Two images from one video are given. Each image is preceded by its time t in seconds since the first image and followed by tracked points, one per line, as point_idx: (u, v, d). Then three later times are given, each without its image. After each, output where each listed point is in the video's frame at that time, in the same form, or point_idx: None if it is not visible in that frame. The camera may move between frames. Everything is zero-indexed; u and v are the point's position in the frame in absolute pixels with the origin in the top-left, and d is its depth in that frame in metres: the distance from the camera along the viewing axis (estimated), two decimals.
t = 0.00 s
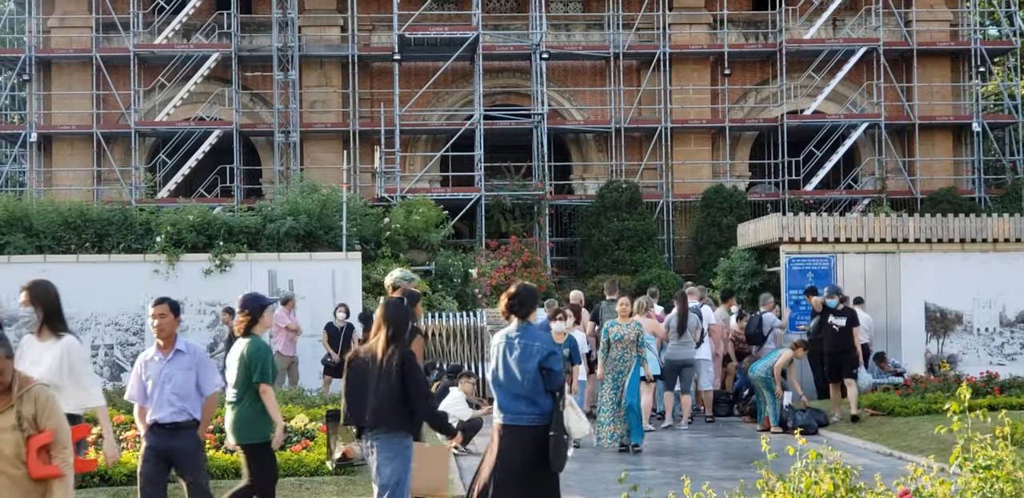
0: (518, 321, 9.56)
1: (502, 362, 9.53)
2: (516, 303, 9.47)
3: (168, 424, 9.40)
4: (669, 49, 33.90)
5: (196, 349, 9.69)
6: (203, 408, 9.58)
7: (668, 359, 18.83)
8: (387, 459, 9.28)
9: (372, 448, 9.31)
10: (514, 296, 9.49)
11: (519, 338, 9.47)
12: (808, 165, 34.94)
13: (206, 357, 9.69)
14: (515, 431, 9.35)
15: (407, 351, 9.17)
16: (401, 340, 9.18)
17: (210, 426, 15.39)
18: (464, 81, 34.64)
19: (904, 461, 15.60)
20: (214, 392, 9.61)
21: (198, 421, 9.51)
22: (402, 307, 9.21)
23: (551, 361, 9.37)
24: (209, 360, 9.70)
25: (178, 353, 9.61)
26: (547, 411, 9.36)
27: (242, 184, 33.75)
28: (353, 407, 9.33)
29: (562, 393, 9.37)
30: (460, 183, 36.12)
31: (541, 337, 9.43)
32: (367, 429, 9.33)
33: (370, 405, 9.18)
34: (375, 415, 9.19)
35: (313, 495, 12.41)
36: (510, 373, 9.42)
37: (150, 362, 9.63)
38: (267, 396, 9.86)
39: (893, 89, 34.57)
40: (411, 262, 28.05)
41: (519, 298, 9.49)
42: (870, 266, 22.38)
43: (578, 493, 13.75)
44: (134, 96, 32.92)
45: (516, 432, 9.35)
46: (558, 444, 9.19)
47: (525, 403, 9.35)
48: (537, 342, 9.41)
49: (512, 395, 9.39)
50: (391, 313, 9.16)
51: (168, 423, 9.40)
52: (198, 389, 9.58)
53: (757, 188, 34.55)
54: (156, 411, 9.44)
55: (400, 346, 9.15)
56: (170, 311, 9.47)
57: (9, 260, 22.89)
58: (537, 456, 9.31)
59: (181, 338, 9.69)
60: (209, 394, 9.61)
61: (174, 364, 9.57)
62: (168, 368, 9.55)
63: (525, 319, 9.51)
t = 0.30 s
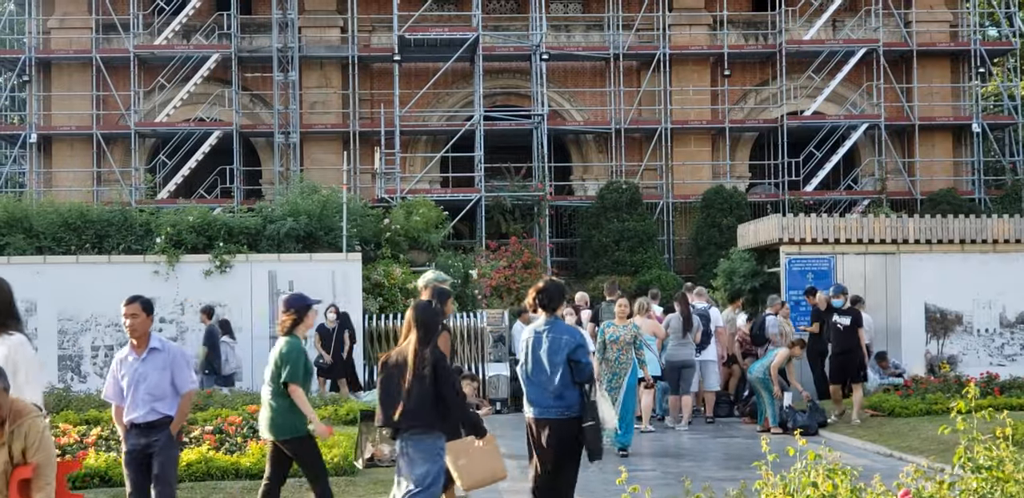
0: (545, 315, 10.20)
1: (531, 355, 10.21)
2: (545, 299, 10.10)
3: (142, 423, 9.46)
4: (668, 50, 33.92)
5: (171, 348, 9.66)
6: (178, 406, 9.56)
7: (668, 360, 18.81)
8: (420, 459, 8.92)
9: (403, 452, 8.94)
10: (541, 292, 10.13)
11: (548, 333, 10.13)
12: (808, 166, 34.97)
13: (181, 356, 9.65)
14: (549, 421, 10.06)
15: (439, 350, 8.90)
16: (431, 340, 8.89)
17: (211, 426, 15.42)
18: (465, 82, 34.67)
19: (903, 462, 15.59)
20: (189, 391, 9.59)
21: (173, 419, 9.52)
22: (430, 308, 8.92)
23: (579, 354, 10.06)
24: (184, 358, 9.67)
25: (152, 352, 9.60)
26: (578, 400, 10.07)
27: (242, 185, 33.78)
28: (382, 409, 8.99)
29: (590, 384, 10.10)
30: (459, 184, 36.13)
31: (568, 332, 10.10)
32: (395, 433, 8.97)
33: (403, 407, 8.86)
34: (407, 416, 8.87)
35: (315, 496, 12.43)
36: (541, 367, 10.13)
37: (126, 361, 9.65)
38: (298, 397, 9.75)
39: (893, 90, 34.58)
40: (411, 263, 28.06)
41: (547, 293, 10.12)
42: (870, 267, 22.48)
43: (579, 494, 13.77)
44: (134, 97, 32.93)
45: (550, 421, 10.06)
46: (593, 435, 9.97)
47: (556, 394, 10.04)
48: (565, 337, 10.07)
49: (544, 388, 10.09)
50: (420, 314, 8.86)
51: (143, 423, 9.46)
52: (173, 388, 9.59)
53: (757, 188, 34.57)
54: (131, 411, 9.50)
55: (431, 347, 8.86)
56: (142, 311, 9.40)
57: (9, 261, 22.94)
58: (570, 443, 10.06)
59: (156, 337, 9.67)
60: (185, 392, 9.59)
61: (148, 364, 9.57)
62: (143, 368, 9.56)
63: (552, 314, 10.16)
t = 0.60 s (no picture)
0: (573, 320, 10.33)
1: (559, 359, 10.35)
2: (569, 305, 10.23)
3: (116, 430, 9.58)
4: (669, 51, 33.91)
5: (145, 354, 9.65)
6: (151, 413, 9.60)
7: (668, 359, 18.81)
8: (446, 453, 9.01)
9: (432, 448, 9.04)
10: (566, 299, 10.25)
11: (574, 338, 10.25)
12: (809, 166, 34.95)
13: (154, 363, 9.64)
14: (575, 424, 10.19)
15: (468, 351, 8.98)
16: (462, 339, 8.98)
17: (211, 426, 15.44)
18: (465, 82, 34.68)
19: (903, 462, 15.57)
20: (160, 399, 9.58)
21: (144, 426, 9.58)
22: (461, 307, 9.03)
23: (604, 358, 10.13)
24: (158, 364, 9.65)
25: (125, 359, 9.62)
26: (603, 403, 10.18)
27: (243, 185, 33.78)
28: (414, 406, 9.08)
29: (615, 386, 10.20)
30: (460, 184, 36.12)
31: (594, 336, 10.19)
32: (425, 429, 9.09)
33: (431, 402, 9.00)
34: (437, 413, 8.98)
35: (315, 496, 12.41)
36: (566, 371, 10.28)
37: (105, 366, 9.72)
38: (345, 400, 9.93)
39: (894, 90, 34.57)
40: (412, 263, 28.05)
41: (573, 301, 10.23)
42: (871, 267, 22.52)
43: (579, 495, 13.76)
44: (135, 97, 32.94)
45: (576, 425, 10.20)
46: (618, 437, 10.18)
47: (581, 399, 10.15)
48: (590, 342, 10.17)
49: (571, 391, 10.21)
50: (451, 313, 8.98)
51: (116, 429, 9.57)
52: (147, 394, 9.61)
53: (758, 189, 34.55)
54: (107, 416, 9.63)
55: (462, 346, 8.96)
56: (114, 319, 9.43)
57: (10, 261, 22.98)
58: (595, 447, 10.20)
59: (132, 342, 9.68)
60: (157, 400, 9.60)
61: (122, 371, 9.60)
62: (117, 375, 9.60)
63: (579, 320, 10.29)
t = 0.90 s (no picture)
0: (599, 316, 10.20)
1: (583, 353, 10.19)
2: (596, 297, 10.15)
3: (79, 431, 9.18)
4: (668, 51, 33.91)
5: (118, 358, 9.27)
6: (117, 419, 9.19)
7: (666, 360, 18.78)
8: (480, 455, 9.03)
9: (466, 447, 9.05)
10: (594, 292, 10.18)
11: (599, 331, 10.12)
12: (807, 166, 34.97)
13: (125, 367, 9.25)
14: (595, 419, 10.02)
15: (500, 353, 9.05)
16: (493, 341, 9.05)
17: (209, 426, 15.44)
18: (464, 83, 34.69)
19: (903, 463, 15.57)
20: (128, 404, 9.16)
21: (108, 431, 9.17)
22: (493, 308, 9.07)
23: (626, 352, 9.98)
24: (131, 369, 9.26)
25: (98, 360, 9.25)
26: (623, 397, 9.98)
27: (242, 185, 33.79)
28: (445, 407, 9.11)
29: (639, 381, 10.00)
30: (459, 185, 36.13)
31: (620, 330, 10.05)
32: (457, 429, 9.10)
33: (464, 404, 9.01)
34: (471, 414, 9.00)
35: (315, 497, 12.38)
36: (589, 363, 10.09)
37: (77, 366, 9.35)
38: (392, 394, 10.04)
39: (892, 91, 34.59)
40: (411, 263, 28.04)
41: (600, 294, 10.15)
42: (869, 268, 22.45)
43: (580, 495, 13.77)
44: (134, 98, 32.92)
45: (595, 418, 10.02)
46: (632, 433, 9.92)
47: (602, 390, 10.00)
48: (614, 334, 10.03)
49: (593, 385, 10.06)
50: (483, 314, 9.03)
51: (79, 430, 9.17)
52: (115, 400, 9.22)
53: (757, 189, 34.55)
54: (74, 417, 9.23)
55: (493, 348, 9.03)
56: (90, 315, 9.10)
57: (9, 262, 23.05)
58: (613, 440, 9.98)
59: (106, 344, 9.30)
60: (124, 405, 9.19)
61: (92, 371, 9.23)
62: (87, 375, 9.23)
63: (605, 314, 10.16)
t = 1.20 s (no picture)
0: (636, 320, 10.42)
1: (620, 357, 10.42)
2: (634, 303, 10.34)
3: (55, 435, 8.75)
4: (667, 51, 33.93)
5: (91, 358, 8.91)
6: (94, 421, 8.82)
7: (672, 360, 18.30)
8: (515, 448, 9.62)
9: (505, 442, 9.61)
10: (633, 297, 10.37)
11: (636, 336, 10.36)
12: (807, 167, 34.97)
13: (100, 367, 8.89)
14: (630, 420, 10.23)
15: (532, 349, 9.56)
16: (523, 337, 9.57)
17: (208, 427, 15.45)
18: (463, 84, 34.70)
19: (901, 463, 15.56)
20: (105, 405, 8.80)
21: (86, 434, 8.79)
22: (525, 306, 9.60)
23: (663, 357, 10.21)
24: (106, 369, 8.91)
25: (70, 361, 8.88)
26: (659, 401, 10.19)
27: (241, 186, 33.79)
28: (484, 403, 9.73)
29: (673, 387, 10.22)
30: (458, 186, 36.14)
31: (657, 336, 10.28)
32: (494, 426, 9.70)
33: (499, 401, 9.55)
34: (507, 411, 9.54)
35: None
36: (625, 364, 10.32)
37: (48, 369, 8.96)
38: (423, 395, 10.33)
39: (891, 91, 34.62)
40: (410, 264, 28.03)
41: (638, 300, 10.35)
42: (868, 268, 22.40)
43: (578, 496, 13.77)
44: (133, 98, 32.93)
45: (630, 420, 10.24)
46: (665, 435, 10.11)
47: (638, 393, 10.22)
48: (652, 340, 10.27)
49: (629, 387, 10.27)
50: (516, 313, 9.57)
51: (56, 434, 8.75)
52: (91, 401, 8.85)
53: (756, 190, 34.55)
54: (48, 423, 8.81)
55: (524, 344, 9.55)
56: (60, 314, 8.78)
57: (8, 262, 23.09)
58: (646, 443, 10.17)
59: (78, 345, 8.94)
60: (100, 406, 8.83)
61: (65, 373, 8.84)
62: (60, 377, 8.83)
63: (642, 320, 10.37)
